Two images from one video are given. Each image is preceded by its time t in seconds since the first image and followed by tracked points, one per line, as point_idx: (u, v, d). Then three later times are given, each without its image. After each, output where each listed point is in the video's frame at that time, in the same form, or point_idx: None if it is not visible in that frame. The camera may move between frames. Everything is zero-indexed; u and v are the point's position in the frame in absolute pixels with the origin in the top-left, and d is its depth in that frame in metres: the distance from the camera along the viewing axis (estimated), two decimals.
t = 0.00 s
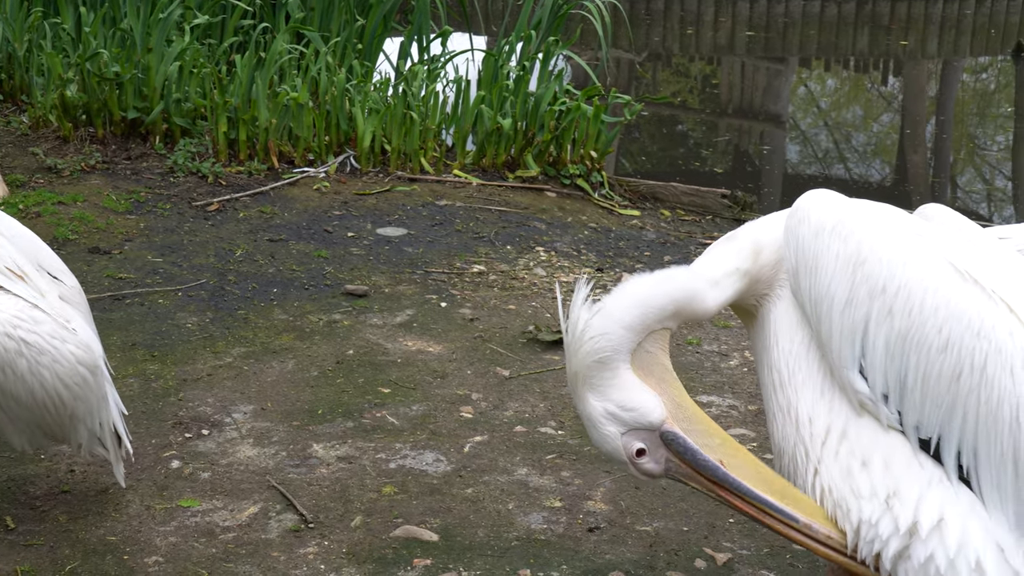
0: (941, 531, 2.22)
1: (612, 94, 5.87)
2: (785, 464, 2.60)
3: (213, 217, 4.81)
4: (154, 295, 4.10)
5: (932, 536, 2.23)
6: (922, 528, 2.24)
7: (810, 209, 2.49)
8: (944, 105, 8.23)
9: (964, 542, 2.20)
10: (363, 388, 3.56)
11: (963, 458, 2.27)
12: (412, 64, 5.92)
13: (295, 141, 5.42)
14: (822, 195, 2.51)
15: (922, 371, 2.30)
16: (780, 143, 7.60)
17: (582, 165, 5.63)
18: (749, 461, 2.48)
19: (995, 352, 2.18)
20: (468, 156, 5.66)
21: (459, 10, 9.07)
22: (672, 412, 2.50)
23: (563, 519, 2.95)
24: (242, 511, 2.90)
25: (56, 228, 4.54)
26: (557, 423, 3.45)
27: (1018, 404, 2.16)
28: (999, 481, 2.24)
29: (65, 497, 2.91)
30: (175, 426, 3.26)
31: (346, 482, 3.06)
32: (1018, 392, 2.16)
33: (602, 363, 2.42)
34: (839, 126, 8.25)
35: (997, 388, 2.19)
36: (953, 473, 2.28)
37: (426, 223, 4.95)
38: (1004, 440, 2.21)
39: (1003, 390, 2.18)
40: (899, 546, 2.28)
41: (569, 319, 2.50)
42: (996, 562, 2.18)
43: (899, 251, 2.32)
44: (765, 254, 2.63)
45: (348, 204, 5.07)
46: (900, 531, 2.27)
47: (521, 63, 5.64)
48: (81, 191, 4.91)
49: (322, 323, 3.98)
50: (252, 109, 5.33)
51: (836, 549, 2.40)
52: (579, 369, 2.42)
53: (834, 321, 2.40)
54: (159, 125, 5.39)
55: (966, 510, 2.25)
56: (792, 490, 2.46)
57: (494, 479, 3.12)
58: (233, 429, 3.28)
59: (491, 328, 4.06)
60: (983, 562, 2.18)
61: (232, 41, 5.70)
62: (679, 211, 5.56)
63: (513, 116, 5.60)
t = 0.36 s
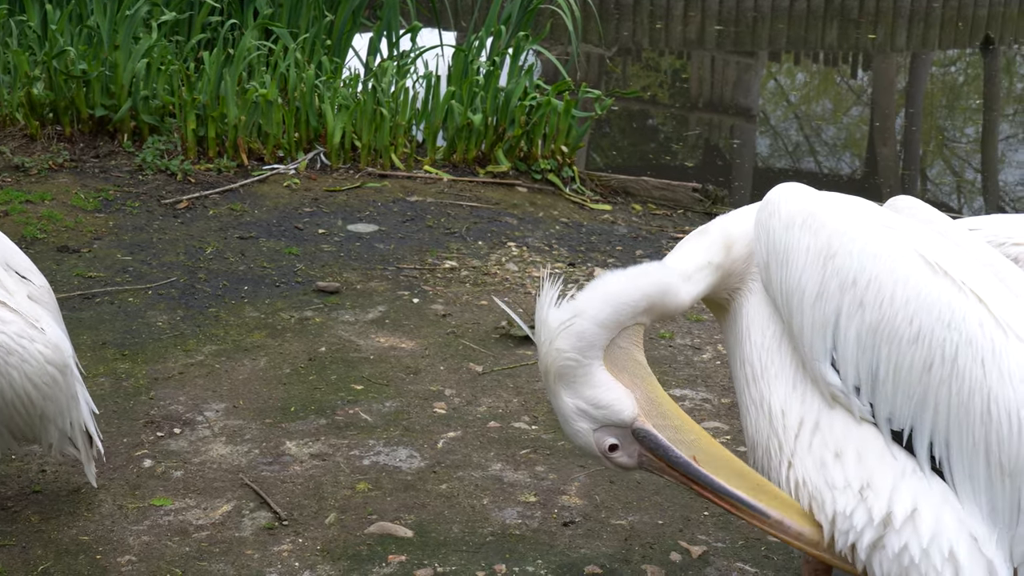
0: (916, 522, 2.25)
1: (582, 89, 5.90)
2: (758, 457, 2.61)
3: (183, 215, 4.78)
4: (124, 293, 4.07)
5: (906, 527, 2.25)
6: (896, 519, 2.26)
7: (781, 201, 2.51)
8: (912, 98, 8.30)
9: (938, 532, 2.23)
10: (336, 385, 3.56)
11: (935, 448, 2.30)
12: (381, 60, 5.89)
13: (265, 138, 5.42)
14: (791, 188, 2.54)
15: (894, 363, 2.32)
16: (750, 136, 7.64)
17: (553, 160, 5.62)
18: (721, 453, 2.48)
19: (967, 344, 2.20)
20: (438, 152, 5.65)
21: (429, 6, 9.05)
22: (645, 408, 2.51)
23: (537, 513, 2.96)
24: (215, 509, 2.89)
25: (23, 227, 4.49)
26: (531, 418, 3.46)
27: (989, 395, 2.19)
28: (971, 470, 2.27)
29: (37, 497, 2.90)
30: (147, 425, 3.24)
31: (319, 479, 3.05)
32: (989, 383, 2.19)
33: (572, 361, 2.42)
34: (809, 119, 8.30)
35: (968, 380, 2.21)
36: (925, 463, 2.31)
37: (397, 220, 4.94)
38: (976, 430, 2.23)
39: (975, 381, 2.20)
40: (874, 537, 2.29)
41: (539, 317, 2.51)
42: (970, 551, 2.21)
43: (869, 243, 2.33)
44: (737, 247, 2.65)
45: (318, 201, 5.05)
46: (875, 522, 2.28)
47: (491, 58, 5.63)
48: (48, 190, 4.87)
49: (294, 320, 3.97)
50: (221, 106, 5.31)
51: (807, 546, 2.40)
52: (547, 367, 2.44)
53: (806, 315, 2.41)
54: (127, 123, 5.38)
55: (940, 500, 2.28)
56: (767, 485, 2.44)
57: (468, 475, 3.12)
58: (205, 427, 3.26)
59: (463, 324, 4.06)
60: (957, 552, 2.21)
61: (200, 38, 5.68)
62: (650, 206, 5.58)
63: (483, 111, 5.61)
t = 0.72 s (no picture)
0: (889, 509, 2.25)
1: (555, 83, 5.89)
2: (732, 448, 2.61)
3: (154, 212, 4.76)
4: (96, 292, 4.05)
5: (880, 514, 2.25)
6: (871, 506, 2.25)
7: (755, 191, 2.52)
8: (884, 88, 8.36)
9: (912, 519, 2.23)
10: (310, 381, 3.56)
11: (909, 436, 2.31)
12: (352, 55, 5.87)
13: (236, 135, 5.39)
14: (765, 179, 2.55)
15: (866, 351, 2.33)
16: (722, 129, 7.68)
17: (527, 154, 5.65)
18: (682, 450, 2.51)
19: (939, 331, 2.21)
20: (410, 148, 5.66)
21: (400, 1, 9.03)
22: (606, 400, 2.52)
23: (513, 508, 2.98)
24: (190, 507, 2.89)
25: None
26: (506, 412, 3.48)
27: (961, 381, 2.19)
28: (945, 457, 2.26)
29: (10, 497, 2.90)
30: (120, 424, 3.23)
31: (294, 476, 3.06)
32: (962, 370, 2.19)
33: (538, 347, 2.45)
34: (781, 112, 8.34)
35: (941, 367, 2.22)
36: (899, 451, 2.31)
37: (370, 216, 4.94)
38: (949, 417, 2.23)
39: (947, 368, 2.21)
40: (848, 524, 2.29)
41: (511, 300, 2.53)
42: (943, 538, 2.21)
43: (841, 234, 2.35)
44: (713, 242, 2.66)
45: (290, 197, 5.04)
46: (849, 510, 2.28)
47: (462, 53, 5.61)
48: (18, 189, 4.83)
49: (267, 317, 3.97)
50: (192, 103, 5.28)
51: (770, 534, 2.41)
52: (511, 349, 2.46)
53: (779, 305, 2.42)
54: (97, 121, 5.35)
55: (914, 488, 2.27)
56: (733, 485, 2.47)
57: (443, 470, 3.14)
58: (179, 425, 3.26)
59: (438, 319, 4.07)
60: (930, 538, 2.20)
61: (169, 35, 5.63)
62: (623, 199, 5.61)
63: (455, 106, 5.59)
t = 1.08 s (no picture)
0: (865, 497, 2.26)
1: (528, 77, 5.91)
2: (708, 437, 2.64)
3: (127, 209, 4.74)
4: (69, 289, 4.03)
5: (856, 502, 2.26)
6: (847, 495, 2.27)
7: (724, 182, 2.53)
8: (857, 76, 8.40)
9: (887, 506, 2.23)
10: (286, 376, 3.57)
11: (883, 424, 2.31)
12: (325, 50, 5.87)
13: (208, 131, 5.37)
14: (734, 170, 2.55)
15: (839, 341, 2.33)
16: (696, 120, 7.71)
17: (501, 147, 5.66)
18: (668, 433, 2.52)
19: (911, 319, 2.22)
20: (384, 142, 5.66)
21: None
22: (599, 387, 2.53)
23: (491, 500, 2.99)
24: (166, 504, 2.89)
25: None
26: (483, 405, 3.49)
27: (933, 368, 2.20)
28: (919, 443, 2.27)
29: None
30: (95, 422, 3.22)
31: (271, 471, 3.06)
32: (934, 358, 2.20)
33: (524, 340, 2.45)
34: (755, 102, 8.39)
35: (913, 355, 2.22)
36: (874, 439, 2.32)
37: (344, 210, 4.94)
38: (922, 404, 2.24)
39: (920, 356, 2.21)
40: (824, 513, 2.31)
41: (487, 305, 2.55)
42: (919, 524, 2.22)
43: (811, 225, 2.36)
44: (684, 229, 2.68)
45: (264, 193, 5.03)
46: (826, 499, 2.30)
47: (435, 46, 5.62)
48: None
49: (242, 313, 3.97)
50: (164, 99, 5.26)
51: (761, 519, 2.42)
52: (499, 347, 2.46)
53: (751, 297, 2.43)
54: (68, 118, 5.31)
55: (889, 474, 2.28)
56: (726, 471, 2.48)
57: (420, 463, 3.15)
58: (154, 422, 3.26)
59: (413, 313, 4.08)
60: (906, 525, 2.21)
61: (140, 32, 5.60)
62: (598, 191, 5.63)
63: (429, 100, 5.60)
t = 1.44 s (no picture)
0: (842, 483, 2.27)
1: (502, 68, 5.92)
2: (686, 426, 2.66)
3: (100, 204, 4.72)
4: (43, 285, 4.02)
5: (833, 488, 2.28)
6: (824, 481, 2.28)
7: (702, 171, 2.54)
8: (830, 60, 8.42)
9: (864, 491, 2.25)
10: (262, 369, 3.57)
11: (860, 411, 2.32)
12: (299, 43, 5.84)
13: (181, 124, 5.36)
14: (711, 159, 2.57)
15: (816, 329, 2.35)
16: (670, 110, 7.73)
17: (475, 139, 5.67)
18: (654, 421, 2.53)
19: (887, 306, 2.24)
20: (359, 135, 5.66)
21: None
22: (576, 375, 2.55)
23: (469, 490, 3.01)
24: (143, 499, 2.89)
25: None
26: (460, 396, 3.51)
27: (909, 355, 2.22)
28: (895, 430, 2.28)
29: None
30: (71, 417, 3.22)
31: (249, 465, 3.07)
32: (910, 345, 2.21)
33: (501, 330, 2.47)
34: (729, 92, 8.42)
35: (889, 342, 2.24)
36: (850, 426, 2.33)
37: (319, 203, 4.94)
38: (898, 391, 2.25)
39: (896, 343, 2.23)
40: (801, 499, 2.33)
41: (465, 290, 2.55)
42: (894, 509, 2.23)
43: (788, 213, 2.38)
44: (661, 221, 2.68)
45: (238, 186, 5.02)
46: (802, 485, 2.32)
47: (409, 38, 5.61)
48: None
49: (218, 307, 3.96)
50: (136, 93, 5.24)
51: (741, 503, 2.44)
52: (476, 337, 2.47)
53: (729, 286, 2.45)
54: (39, 113, 5.29)
55: (865, 460, 2.30)
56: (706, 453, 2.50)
57: (399, 455, 3.16)
58: (130, 417, 3.26)
59: (389, 305, 4.08)
60: (881, 510, 2.22)
61: (112, 26, 5.56)
62: (574, 181, 5.65)
63: (404, 92, 5.59)
